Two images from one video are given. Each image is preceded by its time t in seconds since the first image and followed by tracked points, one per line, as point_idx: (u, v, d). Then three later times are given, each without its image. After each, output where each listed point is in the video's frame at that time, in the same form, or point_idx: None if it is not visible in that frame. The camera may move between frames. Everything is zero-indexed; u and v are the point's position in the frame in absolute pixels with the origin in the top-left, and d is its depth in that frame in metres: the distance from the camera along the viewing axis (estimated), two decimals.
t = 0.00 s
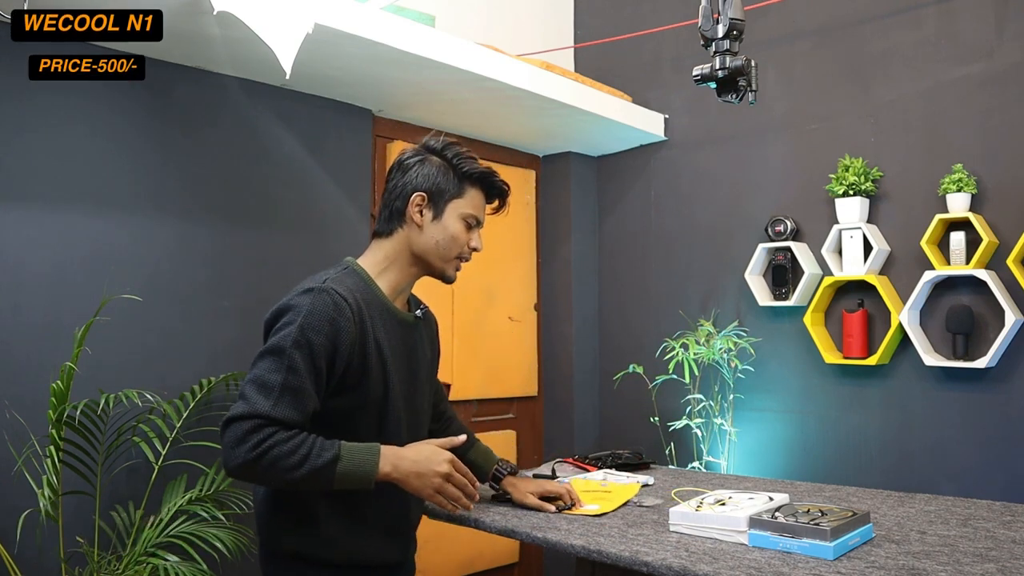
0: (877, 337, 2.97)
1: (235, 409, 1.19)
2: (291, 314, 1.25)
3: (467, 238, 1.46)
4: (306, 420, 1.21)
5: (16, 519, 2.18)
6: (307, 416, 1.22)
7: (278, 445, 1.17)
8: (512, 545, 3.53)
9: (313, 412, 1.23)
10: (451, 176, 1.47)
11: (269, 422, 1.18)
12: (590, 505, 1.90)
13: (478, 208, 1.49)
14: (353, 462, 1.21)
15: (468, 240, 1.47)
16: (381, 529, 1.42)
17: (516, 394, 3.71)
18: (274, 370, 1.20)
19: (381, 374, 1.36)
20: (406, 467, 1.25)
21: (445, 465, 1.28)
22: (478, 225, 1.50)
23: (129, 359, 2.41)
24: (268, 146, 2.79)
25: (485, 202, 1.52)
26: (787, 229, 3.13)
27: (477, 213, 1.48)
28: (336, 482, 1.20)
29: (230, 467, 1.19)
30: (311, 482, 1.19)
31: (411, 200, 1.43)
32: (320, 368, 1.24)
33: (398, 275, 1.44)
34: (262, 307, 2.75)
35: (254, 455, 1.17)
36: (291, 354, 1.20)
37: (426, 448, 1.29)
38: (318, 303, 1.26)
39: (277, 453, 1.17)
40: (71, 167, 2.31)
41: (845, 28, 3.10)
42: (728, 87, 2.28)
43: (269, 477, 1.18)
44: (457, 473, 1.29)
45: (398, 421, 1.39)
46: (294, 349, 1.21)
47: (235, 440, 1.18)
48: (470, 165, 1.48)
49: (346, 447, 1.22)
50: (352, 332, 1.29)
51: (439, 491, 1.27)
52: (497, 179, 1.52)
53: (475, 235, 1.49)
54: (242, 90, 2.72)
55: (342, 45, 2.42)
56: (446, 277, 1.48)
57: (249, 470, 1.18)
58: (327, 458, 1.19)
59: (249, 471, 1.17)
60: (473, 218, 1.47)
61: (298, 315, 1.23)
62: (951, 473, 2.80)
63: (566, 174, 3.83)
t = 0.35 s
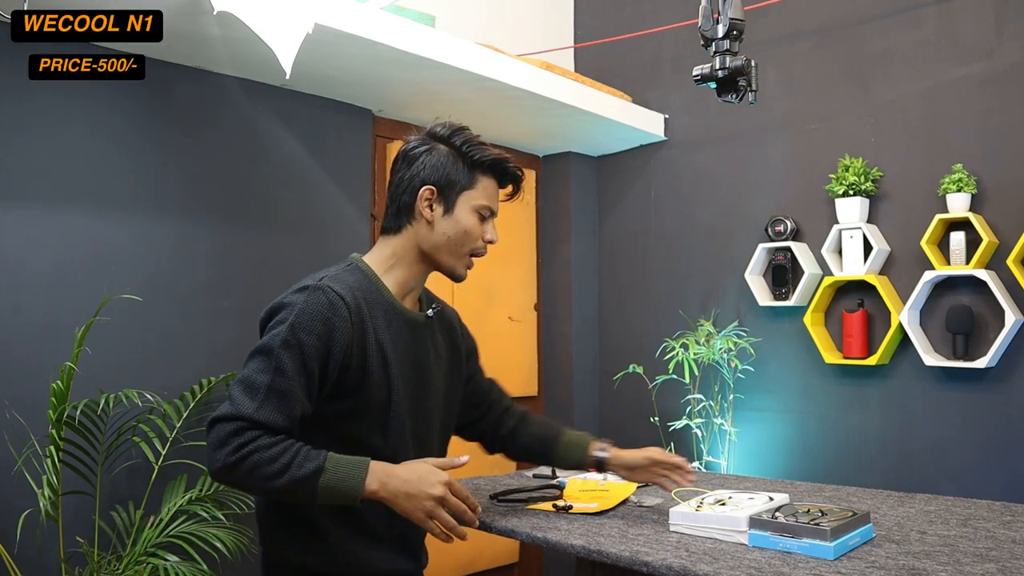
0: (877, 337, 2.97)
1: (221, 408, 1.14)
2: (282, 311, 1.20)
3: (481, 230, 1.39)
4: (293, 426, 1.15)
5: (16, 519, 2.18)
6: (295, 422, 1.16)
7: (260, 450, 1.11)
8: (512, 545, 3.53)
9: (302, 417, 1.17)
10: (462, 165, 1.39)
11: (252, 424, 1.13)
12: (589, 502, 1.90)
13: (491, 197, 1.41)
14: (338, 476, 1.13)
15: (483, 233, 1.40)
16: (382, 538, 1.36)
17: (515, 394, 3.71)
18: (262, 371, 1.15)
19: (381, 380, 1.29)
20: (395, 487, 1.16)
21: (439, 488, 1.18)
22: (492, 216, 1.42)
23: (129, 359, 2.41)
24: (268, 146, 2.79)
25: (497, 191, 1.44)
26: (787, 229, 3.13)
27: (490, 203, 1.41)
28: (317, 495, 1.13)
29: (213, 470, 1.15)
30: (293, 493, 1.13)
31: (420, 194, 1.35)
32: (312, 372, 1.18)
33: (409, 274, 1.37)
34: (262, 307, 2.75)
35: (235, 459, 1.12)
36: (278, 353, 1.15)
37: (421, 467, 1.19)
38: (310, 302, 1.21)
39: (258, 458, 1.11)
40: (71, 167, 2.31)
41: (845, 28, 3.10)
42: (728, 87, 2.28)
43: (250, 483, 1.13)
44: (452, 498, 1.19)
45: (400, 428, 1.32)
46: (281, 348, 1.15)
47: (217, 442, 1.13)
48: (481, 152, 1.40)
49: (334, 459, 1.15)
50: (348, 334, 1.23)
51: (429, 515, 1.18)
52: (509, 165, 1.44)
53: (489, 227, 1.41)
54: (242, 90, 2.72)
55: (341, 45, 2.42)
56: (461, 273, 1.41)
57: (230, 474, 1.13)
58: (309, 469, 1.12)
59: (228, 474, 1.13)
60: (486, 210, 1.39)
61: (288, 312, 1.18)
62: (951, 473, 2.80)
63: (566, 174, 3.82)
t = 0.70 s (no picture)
0: (877, 337, 2.97)
1: (246, 428, 1.12)
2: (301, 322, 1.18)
3: (513, 245, 1.36)
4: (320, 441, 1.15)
5: (16, 519, 2.18)
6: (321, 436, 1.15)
7: (293, 469, 1.10)
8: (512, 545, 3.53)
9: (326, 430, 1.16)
10: (499, 177, 1.35)
11: (281, 441, 1.11)
12: (589, 502, 1.90)
13: (526, 211, 1.38)
14: (376, 501, 1.14)
15: (515, 249, 1.36)
16: (371, 552, 1.33)
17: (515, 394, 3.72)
18: (285, 384, 1.13)
19: (397, 392, 1.29)
20: (437, 513, 1.18)
21: (481, 516, 1.21)
22: (526, 231, 1.38)
23: (129, 359, 2.41)
24: (268, 146, 2.79)
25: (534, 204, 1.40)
26: (787, 229, 3.13)
27: (525, 218, 1.37)
28: (354, 521, 1.13)
29: (243, 493, 1.13)
30: (331, 517, 1.13)
31: (453, 204, 1.33)
32: (334, 382, 1.18)
33: (434, 283, 1.35)
34: (263, 307, 2.74)
35: (269, 481, 1.10)
36: (305, 366, 1.14)
37: (462, 493, 1.21)
38: (329, 310, 1.20)
39: (291, 478, 1.10)
40: (71, 167, 2.31)
41: (845, 28, 3.10)
42: (728, 87, 2.28)
43: (282, 505, 1.12)
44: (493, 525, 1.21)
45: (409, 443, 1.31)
46: (306, 360, 1.14)
47: (246, 462, 1.11)
48: (520, 164, 1.35)
49: (368, 482, 1.15)
50: (367, 344, 1.23)
51: (469, 542, 1.21)
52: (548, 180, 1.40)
53: (521, 242, 1.38)
54: (242, 90, 2.72)
55: (341, 45, 2.42)
56: (489, 287, 1.38)
57: (262, 496, 1.11)
58: (346, 494, 1.12)
59: (258, 495, 1.11)
60: (520, 223, 1.36)
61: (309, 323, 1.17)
62: (951, 473, 2.80)
63: (566, 174, 3.82)
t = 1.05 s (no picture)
0: (877, 337, 2.97)
1: (375, 455, 1.08)
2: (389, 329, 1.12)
3: (551, 257, 1.32)
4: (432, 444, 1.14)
5: (16, 519, 2.18)
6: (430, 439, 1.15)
7: (440, 485, 1.12)
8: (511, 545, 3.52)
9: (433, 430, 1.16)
10: (547, 187, 1.31)
11: (412, 454, 1.10)
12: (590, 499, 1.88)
13: (567, 225, 1.34)
14: (512, 508, 1.17)
15: (551, 260, 1.33)
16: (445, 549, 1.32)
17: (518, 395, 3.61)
18: (397, 401, 1.10)
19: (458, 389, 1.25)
20: (549, 516, 1.23)
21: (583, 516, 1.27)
22: (563, 244, 1.35)
23: (129, 359, 2.41)
24: (268, 146, 2.79)
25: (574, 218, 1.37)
26: (787, 229, 3.13)
27: (565, 232, 1.34)
28: (494, 529, 1.16)
29: (391, 517, 1.10)
30: (473, 526, 1.15)
31: (500, 207, 1.28)
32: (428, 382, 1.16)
33: (470, 283, 1.30)
34: (263, 308, 2.75)
35: (422, 500, 1.10)
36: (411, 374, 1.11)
37: (569, 496, 1.27)
38: (411, 310, 1.14)
39: (441, 496, 1.11)
40: (71, 167, 2.31)
41: (845, 28, 3.10)
42: (728, 87, 2.28)
43: (428, 522, 1.12)
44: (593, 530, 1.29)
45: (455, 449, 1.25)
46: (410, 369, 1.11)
47: (392, 489, 1.09)
48: (568, 178, 1.32)
49: (501, 491, 1.18)
50: (452, 348, 1.21)
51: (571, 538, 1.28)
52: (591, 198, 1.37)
53: (557, 254, 1.34)
54: (242, 90, 2.72)
55: (341, 45, 2.42)
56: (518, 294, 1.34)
57: (413, 517, 1.10)
58: (489, 503, 1.16)
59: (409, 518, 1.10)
60: (560, 237, 1.33)
61: (395, 327, 1.12)
62: (951, 473, 2.80)
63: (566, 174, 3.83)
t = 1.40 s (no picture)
0: (877, 337, 2.97)
1: (424, 434, 1.13)
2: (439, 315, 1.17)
3: (577, 257, 1.37)
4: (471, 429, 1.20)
5: (16, 519, 2.18)
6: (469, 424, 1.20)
7: (478, 468, 1.18)
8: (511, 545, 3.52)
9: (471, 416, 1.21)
10: (574, 190, 1.35)
11: (455, 436, 1.15)
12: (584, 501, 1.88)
13: (594, 229, 1.39)
14: (538, 501, 1.25)
15: (577, 260, 1.37)
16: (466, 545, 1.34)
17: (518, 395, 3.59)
18: (444, 383, 1.15)
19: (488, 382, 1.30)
20: (567, 512, 1.32)
21: (597, 522, 1.35)
22: (589, 246, 1.39)
23: (129, 359, 2.41)
24: (268, 146, 2.79)
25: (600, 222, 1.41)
26: (787, 229, 3.13)
27: (591, 234, 1.38)
28: (519, 520, 1.23)
29: (432, 497, 1.15)
30: (504, 513, 1.21)
31: (529, 206, 1.32)
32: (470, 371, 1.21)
33: (499, 279, 1.34)
34: (263, 308, 2.74)
35: (463, 482, 1.15)
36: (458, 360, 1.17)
37: (590, 498, 1.36)
38: (458, 299, 1.19)
39: (481, 480, 1.18)
40: (71, 167, 2.31)
41: (845, 28, 3.10)
42: (728, 87, 2.28)
43: (465, 505, 1.17)
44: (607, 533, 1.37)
45: (493, 440, 1.29)
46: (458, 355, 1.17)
47: (437, 469, 1.14)
48: (596, 184, 1.36)
49: (528, 484, 1.26)
50: (491, 339, 1.27)
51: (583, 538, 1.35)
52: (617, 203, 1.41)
53: (584, 255, 1.39)
54: (241, 90, 2.72)
55: (341, 45, 2.42)
56: (545, 293, 1.38)
57: (453, 497, 1.15)
58: (520, 493, 1.23)
59: (449, 499, 1.15)
60: (587, 238, 1.37)
61: (445, 313, 1.17)
62: (951, 473, 2.80)
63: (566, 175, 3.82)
